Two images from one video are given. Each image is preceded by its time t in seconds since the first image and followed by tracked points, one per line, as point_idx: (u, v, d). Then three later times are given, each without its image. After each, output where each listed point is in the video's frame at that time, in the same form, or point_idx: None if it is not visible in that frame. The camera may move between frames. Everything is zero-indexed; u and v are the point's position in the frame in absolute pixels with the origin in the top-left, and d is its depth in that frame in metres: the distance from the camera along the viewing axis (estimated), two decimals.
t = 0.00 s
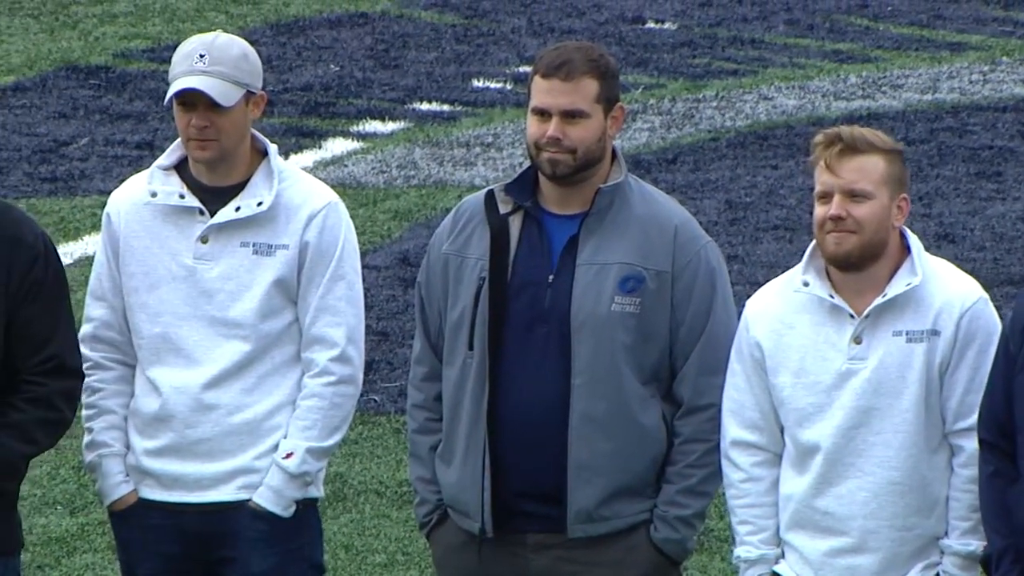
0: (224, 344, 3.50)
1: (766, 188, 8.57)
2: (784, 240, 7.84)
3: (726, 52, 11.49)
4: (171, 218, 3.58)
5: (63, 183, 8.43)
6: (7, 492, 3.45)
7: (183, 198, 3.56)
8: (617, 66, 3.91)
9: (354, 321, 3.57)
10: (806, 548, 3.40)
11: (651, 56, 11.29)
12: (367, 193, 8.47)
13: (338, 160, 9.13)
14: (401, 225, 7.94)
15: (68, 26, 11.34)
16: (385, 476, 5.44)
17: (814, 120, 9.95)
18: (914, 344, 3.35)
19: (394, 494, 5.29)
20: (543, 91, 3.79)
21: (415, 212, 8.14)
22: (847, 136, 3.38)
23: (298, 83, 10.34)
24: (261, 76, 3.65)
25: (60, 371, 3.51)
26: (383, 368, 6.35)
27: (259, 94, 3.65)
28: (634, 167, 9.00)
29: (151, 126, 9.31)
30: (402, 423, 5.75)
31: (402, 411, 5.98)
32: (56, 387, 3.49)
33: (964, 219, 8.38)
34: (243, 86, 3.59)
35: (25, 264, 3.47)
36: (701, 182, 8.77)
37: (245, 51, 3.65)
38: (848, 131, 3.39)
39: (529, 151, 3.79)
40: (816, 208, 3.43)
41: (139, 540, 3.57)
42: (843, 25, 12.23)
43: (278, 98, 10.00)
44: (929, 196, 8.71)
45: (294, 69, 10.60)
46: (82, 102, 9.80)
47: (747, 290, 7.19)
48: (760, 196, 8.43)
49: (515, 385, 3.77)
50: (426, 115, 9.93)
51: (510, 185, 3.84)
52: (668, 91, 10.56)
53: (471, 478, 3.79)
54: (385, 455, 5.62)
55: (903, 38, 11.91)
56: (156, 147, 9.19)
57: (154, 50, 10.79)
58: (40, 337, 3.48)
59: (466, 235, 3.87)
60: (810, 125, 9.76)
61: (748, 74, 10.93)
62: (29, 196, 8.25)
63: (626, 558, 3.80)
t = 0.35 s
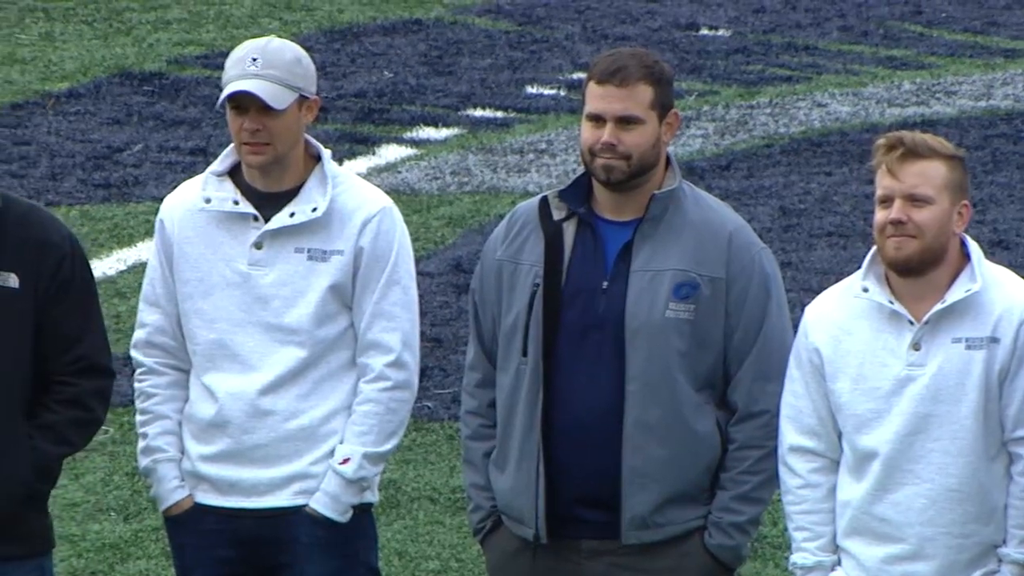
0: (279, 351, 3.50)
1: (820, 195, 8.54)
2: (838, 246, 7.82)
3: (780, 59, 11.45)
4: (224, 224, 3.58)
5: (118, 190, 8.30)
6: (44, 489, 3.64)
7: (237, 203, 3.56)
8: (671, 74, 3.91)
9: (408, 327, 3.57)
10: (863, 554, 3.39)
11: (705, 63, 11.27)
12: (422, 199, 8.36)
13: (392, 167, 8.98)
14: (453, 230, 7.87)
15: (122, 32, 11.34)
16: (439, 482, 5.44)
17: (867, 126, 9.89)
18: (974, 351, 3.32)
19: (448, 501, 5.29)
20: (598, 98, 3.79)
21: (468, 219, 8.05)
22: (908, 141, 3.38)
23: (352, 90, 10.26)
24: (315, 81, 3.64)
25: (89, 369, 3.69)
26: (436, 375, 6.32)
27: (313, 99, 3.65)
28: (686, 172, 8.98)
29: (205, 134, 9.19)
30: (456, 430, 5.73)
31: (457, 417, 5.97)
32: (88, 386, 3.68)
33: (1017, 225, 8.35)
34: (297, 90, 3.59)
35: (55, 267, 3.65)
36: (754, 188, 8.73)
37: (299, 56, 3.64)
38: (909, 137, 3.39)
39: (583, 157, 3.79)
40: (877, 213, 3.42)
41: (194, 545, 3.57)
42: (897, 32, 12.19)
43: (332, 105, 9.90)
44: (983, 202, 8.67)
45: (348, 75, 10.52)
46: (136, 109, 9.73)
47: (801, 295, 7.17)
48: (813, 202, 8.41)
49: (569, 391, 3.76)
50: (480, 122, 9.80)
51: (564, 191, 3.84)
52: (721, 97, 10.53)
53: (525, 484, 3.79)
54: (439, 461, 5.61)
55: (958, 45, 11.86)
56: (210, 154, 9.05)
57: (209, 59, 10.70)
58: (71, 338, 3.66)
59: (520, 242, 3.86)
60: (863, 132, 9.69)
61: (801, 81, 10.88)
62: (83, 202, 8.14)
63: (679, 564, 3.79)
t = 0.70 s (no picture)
0: (352, 352, 3.49)
1: (892, 197, 8.45)
2: (911, 249, 7.78)
3: (852, 61, 10.99)
4: (300, 224, 3.58)
5: (189, 192, 8.11)
6: (105, 487, 3.68)
7: (312, 205, 3.57)
8: (744, 75, 3.89)
9: (482, 329, 3.56)
10: (936, 557, 3.36)
11: (777, 64, 10.88)
12: (493, 202, 8.24)
13: (464, 169, 8.78)
14: (525, 233, 7.81)
15: (194, 34, 10.69)
16: (510, 484, 5.44)
17: (939, 129, 9.62)
18: None
19: (520, 502, 5.30)
20: (670, 100, 3.77)
21: (541, 221, 7.98)
22: (979, 144, 3.35)
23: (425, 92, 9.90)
24: (390, 81, 3.64)
25: (149, 367, 3.73)
26: (508, 376, 6.31)
27: (388, 100, 3.64)
28: (757, 175, 8.87)
29: (278, 135, 8.91)
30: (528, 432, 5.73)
31: (528, 419, 5.96)
32: (148, 384, 3.72)
33: None
34: (371, 90, 3.58)
35: (113, 265, 3.69)
36: (827, 190, 8.63)
37: (374, 57, 3.64)
38: (979, 139, 3.36)
39: (656, 159, 3.77)
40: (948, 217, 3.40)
41: (266, 547, 3.57)
42: (969, 34, 11.67)
43: (403, 107, 9.58)
44: None
45: (420, 77, 10.15)
46: (208, 110, 9.32)
47: (874, 298, 7.13)
48: (885, 205, 8.34)
49: (641, 393, 3.75)
50: (552, 124, 9.53)
51: (637, 194, 3.82)
52: (793, 99, 10.22)
53: (596, 485, 3.78)
54: (510, 463, 5.61)
55: None
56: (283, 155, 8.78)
57: (282, 59, 10.21)
58: (130, 337, 3.71)
59: (592, 243, 3.86)
60: (936, 134, 9.48)
61: (874, 82, 10.51)
62: (154, 206, 7.95)
63: (751, 566, 3.77)
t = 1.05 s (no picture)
0: (424, 353, 3.51)
1: (962, 198, 8.42)
2: (981, 249, 7.76)
3: (923, 62, 10.78)
4: (372, 225, 3.60)
5: (260, 193, 8.14)
6: (171, 486, 3.69)
7: (385, 205, 3.58)
8: (814, 75, 3.85)
9: (555, 330, 3.57)
10: (1011, 559, 3.34)
11: (847, 65, 10.68)
12: (562, 202, 8.26)
13: (534, 169, 8.78)
14: (595, 234, 7.83)
15: (264, 35, 10.44)
16: (580, 484, 5.48)
17: (1010, 128, 9.57)
18: None
19: (589, 503, 5.33)
20: (740, 101, 3.74)
21: (611, 221, 8.00)
22: None
23: (495, 92, 9.82)
24: (463, 83, 3.65)
25: (213, 366, 3.75)
26: (578, 376, 6.37)
27: (460, 101, 3.66)
28: (827, 176, 8.84)
29: (348, 136, 8.87)
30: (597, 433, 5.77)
31: (597, 419, 6.02)
32: (212, 382, 3.74)
33: None
34: (444, 91, 3.60)
35: (177, 264, 3.70)
36: (897, 191, 8.59)
37: (448, 56, 3.66)
38: None
39: (726, 160, 3.74)
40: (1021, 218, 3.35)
41: (339, 547, 3.58)
42: None
43: (473, 107, 9.56)
44: None
45: (490, 77, 10.04)
46: (279, 111, 9.24)
47: (944, 300, 7.13)
48: (955, 206, 8.31)
49: (710, 394, 3.73)
50: (622, 125, 9.50)
51: (707, 194, 3.80)
52: (863, 99, 10.08)
53: (665, 485, 3.78)
54: (580, 464, 5.65)
55: None
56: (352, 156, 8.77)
57: (352, 60, 10.02)
58: (194, 336, 3.73)
59: (662, 243, 3.84)
60: (1007, 135, 9.41)
61: (943, 83, 10.35)
62: (225, 206, 8.00)
63: (822, 566, 3.74)
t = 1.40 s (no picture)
0: (492, 353, 3.58)
1: None
2: None
3: (989, 62, 10.69)
4: (440, 224, 3.67)
5: (325, 192, 8.19)
6: (237, 485, 3.68)
7: (452, 205, 3.65)
8: (881, 74, 3.82)
9: (622, 329, 3.63)
10: None
11: (913, 65, 10.61)
12: (627, 202, 8.27)
13: (599, 169, 8.79)
14: (660, 233, 7.85)
15: (331, 34, 10.34)
16: (645, 485, 5.66)
17: None
18: None
19: (654, 503, 5.52)
20: (805, 100, 3.73)
21: (676, 221, 8.00)
22: None
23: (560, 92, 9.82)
24: (530, 83, 3.69)
25: (279, 365, 3.73)
26: (643, 377, 6.48)
27: (528, 100, 3.70)
28: (893, 175, 8.81)
29: (414, 135, 8.87)
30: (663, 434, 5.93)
31: (663, 421, 6.16)
32: (278, 381, 3.72)
33: None
34: (511, 91, 3.64)
35: (243, 262, 3.68)
36: (962, 190, 8.55)
37: (515, 55, 3.69)
38: None
39: (791, 160, 3.73)
40: None
41: (405, 548, 3.65)
42: None
43: (538, 106, 9.56)
44: None
45: (555, 77, 10.04)
46: (344, 110, 9.22)
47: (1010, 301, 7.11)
48: (1021, 206, 8.27)
49: (777, 394, 3.72)
50: (687, 124, 9.49)
51: (772, 194, 3.78)
52: (929, 99, 10.03)
53: (731, 485, 3.77)
54: (645, 464, 5.82)
55: None
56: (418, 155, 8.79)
57: (419, 60, 9.91)
58: (261, 334, 3.71)
59: (727, 243, 3.83)
60: None
61: (1010, 83, 10.25)
62: (290, 205, 8.05)
63: (887, 567, 3.73)
